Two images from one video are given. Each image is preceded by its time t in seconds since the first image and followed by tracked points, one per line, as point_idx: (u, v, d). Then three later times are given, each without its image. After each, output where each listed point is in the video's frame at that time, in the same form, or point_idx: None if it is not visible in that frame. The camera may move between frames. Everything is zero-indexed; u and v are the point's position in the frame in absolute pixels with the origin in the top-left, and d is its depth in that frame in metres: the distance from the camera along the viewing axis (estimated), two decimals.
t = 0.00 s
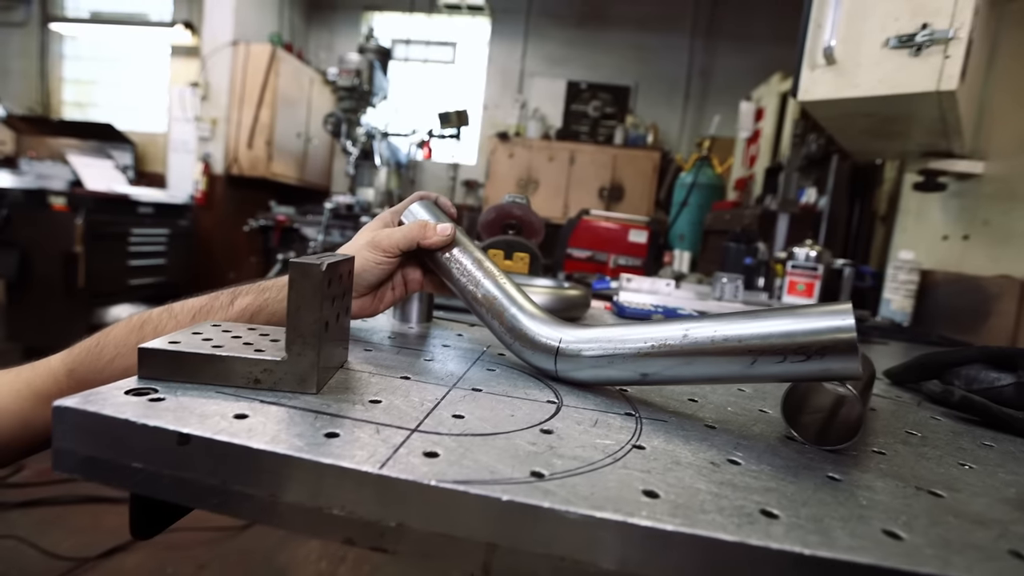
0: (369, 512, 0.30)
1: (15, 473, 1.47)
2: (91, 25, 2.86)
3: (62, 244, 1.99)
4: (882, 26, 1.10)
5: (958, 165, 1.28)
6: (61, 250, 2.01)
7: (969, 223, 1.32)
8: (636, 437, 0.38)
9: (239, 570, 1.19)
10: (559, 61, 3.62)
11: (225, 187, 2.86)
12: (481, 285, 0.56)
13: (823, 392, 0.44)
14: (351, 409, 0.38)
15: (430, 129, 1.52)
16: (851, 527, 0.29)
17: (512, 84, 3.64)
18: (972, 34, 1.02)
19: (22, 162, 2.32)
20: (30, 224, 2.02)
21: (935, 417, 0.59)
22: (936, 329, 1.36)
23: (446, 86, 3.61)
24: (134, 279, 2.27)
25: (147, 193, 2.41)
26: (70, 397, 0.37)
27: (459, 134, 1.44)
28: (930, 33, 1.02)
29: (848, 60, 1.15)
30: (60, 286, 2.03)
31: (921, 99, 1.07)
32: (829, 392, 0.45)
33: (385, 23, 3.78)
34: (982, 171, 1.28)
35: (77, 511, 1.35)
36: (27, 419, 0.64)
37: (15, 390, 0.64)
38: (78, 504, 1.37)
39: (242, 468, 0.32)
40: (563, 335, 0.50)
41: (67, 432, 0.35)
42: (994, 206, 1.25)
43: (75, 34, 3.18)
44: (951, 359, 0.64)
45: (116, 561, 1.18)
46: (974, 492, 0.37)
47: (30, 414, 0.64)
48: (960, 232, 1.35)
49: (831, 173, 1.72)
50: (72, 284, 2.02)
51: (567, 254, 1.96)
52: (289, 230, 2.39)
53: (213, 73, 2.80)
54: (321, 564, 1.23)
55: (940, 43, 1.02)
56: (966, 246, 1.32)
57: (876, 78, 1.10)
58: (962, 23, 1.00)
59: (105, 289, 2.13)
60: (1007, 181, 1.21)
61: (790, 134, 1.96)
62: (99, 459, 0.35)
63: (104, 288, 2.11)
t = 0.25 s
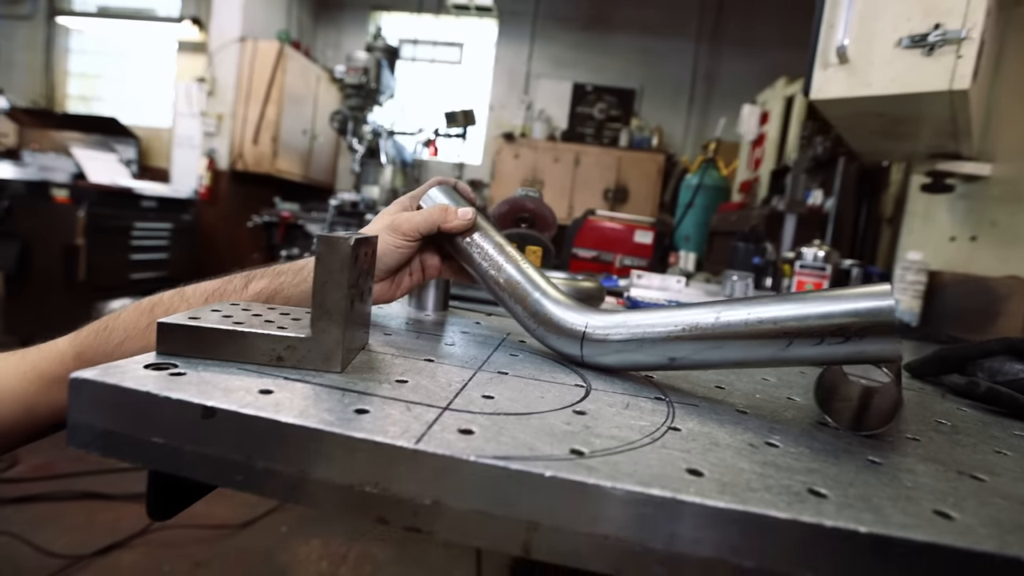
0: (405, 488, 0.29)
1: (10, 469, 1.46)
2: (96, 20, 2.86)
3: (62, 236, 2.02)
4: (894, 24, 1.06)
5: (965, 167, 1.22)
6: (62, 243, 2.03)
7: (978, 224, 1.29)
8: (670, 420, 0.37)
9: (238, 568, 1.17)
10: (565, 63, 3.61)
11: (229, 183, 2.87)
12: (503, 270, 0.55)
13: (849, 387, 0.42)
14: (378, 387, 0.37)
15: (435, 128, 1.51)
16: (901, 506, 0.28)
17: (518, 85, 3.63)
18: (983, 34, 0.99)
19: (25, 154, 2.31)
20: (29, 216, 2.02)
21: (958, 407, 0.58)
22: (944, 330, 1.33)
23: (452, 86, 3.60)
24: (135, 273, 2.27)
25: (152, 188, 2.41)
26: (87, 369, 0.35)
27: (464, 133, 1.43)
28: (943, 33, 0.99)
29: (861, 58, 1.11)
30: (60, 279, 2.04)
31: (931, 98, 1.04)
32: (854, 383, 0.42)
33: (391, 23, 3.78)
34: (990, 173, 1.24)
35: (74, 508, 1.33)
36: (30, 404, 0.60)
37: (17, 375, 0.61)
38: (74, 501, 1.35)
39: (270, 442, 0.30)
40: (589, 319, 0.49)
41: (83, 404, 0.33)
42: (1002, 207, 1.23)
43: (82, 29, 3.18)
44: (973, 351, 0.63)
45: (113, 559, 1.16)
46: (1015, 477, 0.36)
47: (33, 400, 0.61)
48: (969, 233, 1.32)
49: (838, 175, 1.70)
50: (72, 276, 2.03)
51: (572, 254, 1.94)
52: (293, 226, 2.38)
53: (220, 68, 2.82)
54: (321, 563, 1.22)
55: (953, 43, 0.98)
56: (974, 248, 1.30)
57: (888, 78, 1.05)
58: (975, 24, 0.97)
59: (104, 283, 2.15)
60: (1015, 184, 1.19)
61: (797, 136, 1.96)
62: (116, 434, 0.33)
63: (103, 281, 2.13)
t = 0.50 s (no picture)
0: (448, 465, 0.28)
1: (6, 470, 1.44)
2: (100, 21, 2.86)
3: (65, 236, 2.05)
4: (903, 24, 1.06)
5: (970, 168, 1.21)
6: (63, 242, 2.06)
7: (982, 225, 1.27)
8: (707, 402, 0.37)
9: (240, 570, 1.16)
10: (568, 67, 3.61)
11: (231, 184, 2.87)
12: (526, 257, 0.55)
13: (875, 377, 0.43)
14: (411, 367, 0.37)
15: (439, 130, 1.51)
16: (952, 481, 0.28)
17: (522, 89, 3.64)
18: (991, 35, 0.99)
19: (28, 153, 2.30)
20: (33, 215, 2.06)
21: (981, 396, 0.57)
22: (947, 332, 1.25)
23: (456, 89, 3.61)
24: (135, 273, 2.28)
25: (154, 187, 2.42)
26: (115, 346, 0.33)
27: (469, 134, 1.43)
28: (951, 33, 0.99)
29: (870, 58, 1.10)
30: (60, 279, 2.06)
31: (939, 98, 1.03)
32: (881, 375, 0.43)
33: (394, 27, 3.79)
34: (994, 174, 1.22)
35: (74, 509, 1.32)
36: (41, 389, 0.59)
37: (31, 358, 0.60)
38: (71, 503, 1.33)
39: (308, 418, 0.30)
40: (616, 306, 0.48)
41: (110, 381, 0.32)
42: (1006, 207, 1.20)
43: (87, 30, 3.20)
44: (996, 342, 0.62)
45: (112, 561, 1.15)
46: None
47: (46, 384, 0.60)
48: (973, 234, 1.30)
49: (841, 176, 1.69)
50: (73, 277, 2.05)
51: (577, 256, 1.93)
52: (296, 227, 2.37)
53: (225, 69, 2.85)
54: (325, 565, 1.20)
55: (961, 43, 0.98)
56: (979, 249, 1.27)
57: (897, 77, 1.04)
58: (982, 24, 0.97)
59: (105, 282, 2.17)
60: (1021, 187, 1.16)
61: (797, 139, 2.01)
62: (145, 411, 0.32)
63: (104, 282, 2.15)
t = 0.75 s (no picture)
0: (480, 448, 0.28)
1: (5, 473, 1.43)
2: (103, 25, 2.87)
3: (66, 237, 2.04)
4: (908, 27, 1.06)
5: (973, 170, 1.21)
6: (64, 244, 2.06)
7: (985, 225, 1.27)
8: (729, 391, 0.37)
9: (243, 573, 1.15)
10: (569, 72, 3.63)
11: (233, 188, 2.87)
12: (542, 251, 0.54)
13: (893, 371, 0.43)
14: (436, 355, 0.37)
15: (441, 133, 1.51)
16: (982, 464, 0.28)
17: (523, 94, 3.65)
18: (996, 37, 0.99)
19: (29, 155, 2.29)
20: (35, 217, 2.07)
21: (996, 389, 0.57)
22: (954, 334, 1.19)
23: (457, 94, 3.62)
24: (135, 275, 2.26)
25: (155, 190, 2.42)
26: (140, 331, 0.33)
27: (472, 137, 1.44)
28: (955, 35, 0.99)
29: (875, 60, 1.10)
30: (61, 281, 2.07)
31: (944, 98, 1.04)
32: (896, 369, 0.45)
33: (396, 32, 3.81)
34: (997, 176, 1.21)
35: (74, 513, 1.31)
36: (53, 383, 0.59)
37: (42, 352, 0.60)
38: (71, 507, 1.32)
39: (338, 401, 0.30)
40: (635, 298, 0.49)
41: (136, 366, 0.31)
42: (1010, 209, 1.21)
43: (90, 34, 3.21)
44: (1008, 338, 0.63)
45: (113, 565, 1.14)
46: None
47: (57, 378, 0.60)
48: (977, 235, 1.29)
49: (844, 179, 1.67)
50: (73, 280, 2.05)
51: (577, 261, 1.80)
52: (297, 230, 2.34)
53: (227, 74, 2.84)
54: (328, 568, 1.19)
55: (966, 44, 0.99)
56: (982, 250, 1.28)
57: (902, 79, 1.06)
58: (986, 26, 0.98)
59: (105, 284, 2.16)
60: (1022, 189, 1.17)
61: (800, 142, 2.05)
62: (171, 397, 0.31)
63: (106, 285, 2.15)
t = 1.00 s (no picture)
0: (499, 450, 0.29)
1: (9, 476, 1.43)
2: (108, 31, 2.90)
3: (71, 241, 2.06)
4: (912, 31, 1.07)
5: (975, 177, 1.22)
6: (70, 248, 2.07)
7: (988, 233, 1.27)
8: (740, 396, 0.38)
9: None
10: (570, 79, 3.66)
11: (235, 194, 2.87)
12: (552, 257, 0.55)
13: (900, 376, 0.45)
14: (451, 359, 0.37)
15: (443, 140, 1.53)
16: (992, 467, 0.28)
17: (524, 101, 3.68)
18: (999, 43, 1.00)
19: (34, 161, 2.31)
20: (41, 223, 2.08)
21: (1002, 396, 0.57)
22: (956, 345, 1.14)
23: (459, 101, 3.64)
24: (139, 281, 2.27)
25: (159, 196, 2.44)
26: (160, 334, 0.34)
27: (473, 144, 1.45)
28: (959, 42, 1.00)
29: (878, 68, 1.11)
30: (64, 285, 2.08)
31: (946, 106, 1.04)
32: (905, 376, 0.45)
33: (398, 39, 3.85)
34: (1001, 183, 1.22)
35: (77, 517, 1.31)
36: (68, 383, 0.60)
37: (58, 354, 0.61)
38: (73, 511, 1.32)
39: (357, 405, 0.30)
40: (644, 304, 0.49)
41: (158, 369, 0.32)
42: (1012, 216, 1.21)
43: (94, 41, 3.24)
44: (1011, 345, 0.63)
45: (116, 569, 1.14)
46: None
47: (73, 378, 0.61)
48: (979, 242, 1.30)
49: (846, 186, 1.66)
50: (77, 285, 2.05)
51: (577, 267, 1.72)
52: (299, 236, 2.33)
53: (230, 81, 2.84)
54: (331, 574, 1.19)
55: (969, 51, 0.99)
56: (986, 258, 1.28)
57: (905, 86, 1.06)
58: (990, 33, 0.98)
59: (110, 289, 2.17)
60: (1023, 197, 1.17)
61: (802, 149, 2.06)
62: (192, 399, 0.32)
63: (110, 290, 2.15)
